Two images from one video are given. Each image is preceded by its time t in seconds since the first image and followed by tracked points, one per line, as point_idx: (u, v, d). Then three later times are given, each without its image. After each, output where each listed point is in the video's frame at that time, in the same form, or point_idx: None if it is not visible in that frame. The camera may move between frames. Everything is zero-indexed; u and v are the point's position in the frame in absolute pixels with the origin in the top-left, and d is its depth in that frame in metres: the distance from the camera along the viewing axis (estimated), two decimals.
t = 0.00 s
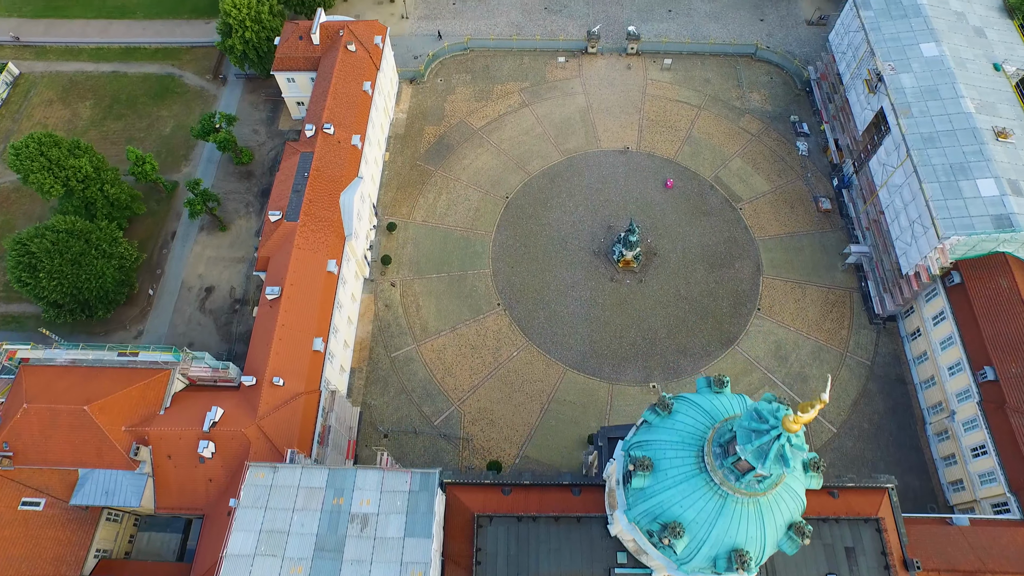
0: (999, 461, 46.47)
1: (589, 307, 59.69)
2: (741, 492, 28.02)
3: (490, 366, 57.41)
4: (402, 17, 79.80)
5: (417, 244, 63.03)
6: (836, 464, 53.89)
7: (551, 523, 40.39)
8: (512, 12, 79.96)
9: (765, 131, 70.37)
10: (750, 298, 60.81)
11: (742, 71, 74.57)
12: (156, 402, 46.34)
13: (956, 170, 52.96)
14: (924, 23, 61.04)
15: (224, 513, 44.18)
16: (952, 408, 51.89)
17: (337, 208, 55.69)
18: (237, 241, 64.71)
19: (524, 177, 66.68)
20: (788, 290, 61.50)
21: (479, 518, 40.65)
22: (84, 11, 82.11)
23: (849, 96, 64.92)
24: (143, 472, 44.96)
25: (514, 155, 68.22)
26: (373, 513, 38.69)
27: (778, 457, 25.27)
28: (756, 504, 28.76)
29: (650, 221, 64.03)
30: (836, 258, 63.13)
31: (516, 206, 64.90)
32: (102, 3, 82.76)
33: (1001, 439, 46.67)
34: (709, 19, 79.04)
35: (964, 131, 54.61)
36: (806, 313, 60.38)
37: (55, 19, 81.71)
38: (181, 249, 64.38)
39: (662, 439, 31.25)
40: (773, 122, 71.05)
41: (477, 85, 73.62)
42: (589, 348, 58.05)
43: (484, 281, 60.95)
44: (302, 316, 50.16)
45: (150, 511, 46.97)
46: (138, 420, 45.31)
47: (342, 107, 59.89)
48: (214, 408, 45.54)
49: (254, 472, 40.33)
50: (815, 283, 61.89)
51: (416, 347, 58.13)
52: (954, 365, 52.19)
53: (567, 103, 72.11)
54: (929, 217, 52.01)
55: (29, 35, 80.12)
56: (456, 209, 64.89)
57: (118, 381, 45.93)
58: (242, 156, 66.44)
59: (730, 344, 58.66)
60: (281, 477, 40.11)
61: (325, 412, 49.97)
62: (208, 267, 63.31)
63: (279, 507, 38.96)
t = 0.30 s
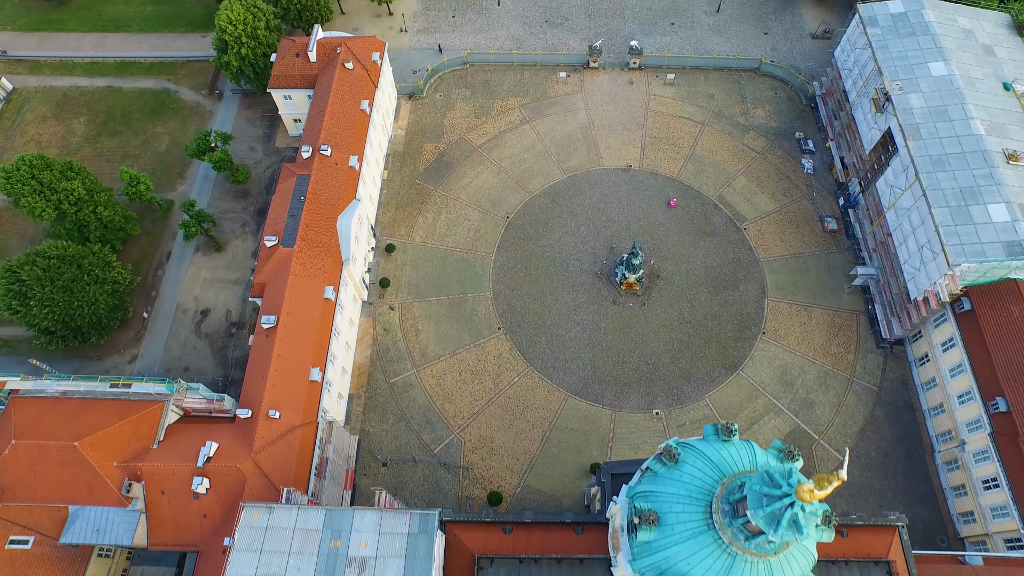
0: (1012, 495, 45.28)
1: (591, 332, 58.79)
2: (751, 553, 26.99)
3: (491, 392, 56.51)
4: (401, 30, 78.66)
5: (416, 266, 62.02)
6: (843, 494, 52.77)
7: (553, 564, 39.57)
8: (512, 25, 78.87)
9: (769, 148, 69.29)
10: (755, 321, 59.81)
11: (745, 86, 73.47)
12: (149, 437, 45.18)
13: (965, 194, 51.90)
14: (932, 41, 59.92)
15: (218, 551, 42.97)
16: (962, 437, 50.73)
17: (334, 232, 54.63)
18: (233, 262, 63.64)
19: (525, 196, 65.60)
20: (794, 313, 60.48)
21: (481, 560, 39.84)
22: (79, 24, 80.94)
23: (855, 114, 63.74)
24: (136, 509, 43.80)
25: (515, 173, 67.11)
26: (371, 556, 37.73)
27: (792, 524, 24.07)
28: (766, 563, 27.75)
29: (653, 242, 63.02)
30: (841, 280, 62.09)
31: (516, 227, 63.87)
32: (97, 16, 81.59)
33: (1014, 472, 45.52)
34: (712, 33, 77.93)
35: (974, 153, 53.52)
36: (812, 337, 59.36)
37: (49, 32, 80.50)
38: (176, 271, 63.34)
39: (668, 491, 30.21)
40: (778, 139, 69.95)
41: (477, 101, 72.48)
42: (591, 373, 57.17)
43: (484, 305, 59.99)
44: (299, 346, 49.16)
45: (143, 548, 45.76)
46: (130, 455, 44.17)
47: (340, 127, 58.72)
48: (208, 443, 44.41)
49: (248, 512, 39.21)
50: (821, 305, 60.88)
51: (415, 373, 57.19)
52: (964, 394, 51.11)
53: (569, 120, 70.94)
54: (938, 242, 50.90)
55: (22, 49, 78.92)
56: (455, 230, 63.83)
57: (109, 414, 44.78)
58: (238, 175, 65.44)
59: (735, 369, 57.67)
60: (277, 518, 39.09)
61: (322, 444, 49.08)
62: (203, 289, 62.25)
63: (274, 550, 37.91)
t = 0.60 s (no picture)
0: None
1: (593, 357, 57.81)
2: None
3: (492, 419, 55.54)
4: (400, 44, 77.53)
5: (415, 288, 61.00)
6: (850, 524, 51.69)
7: None
8: (513, 38, 77.73)
9: (774, 166, 68.18)
10: (760, 345, 58.83)
11: (750, 102, 72.39)
12: (141, 472, 44.07)
13: (976, 220, 50.88)
14: (941, 59, 58.81)
15: None
16: (973, 468, 49.55)
17: (332, 257, 53.58)
18: (229, 283, 62.60)
19: (526, 216, 64.50)
20: (799, 336, 59.45)
21: None
22: (74, 38, 79.85)
23: (861, 133, 62.61)
24: (128, 547, 42.68)
25: (515, 192, 65.98)
26: None
27: None
28: None
29: (656, 263, 62.00)
30: (848, 302, 61.01)
31: (517, 248, 62.77)
32: (92, 29, 80.48)
33: None
34: (716, 46, 76.80)
35: (984, 177, 52.47)
36: (818, 361, 58.34)
37: (43, 45, 79.40)
38: (171, 293, 62.31)
39: (675, 546, 29.44)
40: (782, 156, 68.84)
41: (477, 117, 71.35)
42: (593, 400, 56.22)
43: (484, 329, 58.99)
44: (295, 376, 48.20)
45: None
46: (122, 492, 43.14)
47: (337, 148, 57.57)
48: (202, 478, 43.28)
49: (243, 554, 38.27)
50: (827, 329, 59.85)
51: (414, 400, 56.23)
52: (974, 424, 49.96)
53: (570, 136, 69.78)
54: (948, 269, 49.84)
55: (16, 63, 77.82)
56: (455, 251, 62.77)
57: (100, 449, 43.63)
58: (235, 194, 64.35)
59: (740, 395, 56.66)
60: (271, 560, 38.12)
61: (319, 477, 48.32)
62: (199, 312, 61.23)
63: None
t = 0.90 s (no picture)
0: None
1: (595, 382, 56.88)
2: None
3: (492, 447, 54.61)
4: (398, 58, 76.41)
5: (414, 311, 60.04)
6: (858, 556, 50.62)
7: None
8: (513, 52, 76.63)
9: (778, 185, 67.13)
10: (765, 370, 57.86)
11: (754, 118, 71.32)
12: (133, 510, 43.06)
13: (986, 246, 49.85)
14: (949, 79, 57.71)
15: None
16: (984, 500, 48.40)
17: (328, 283, 52.54)
18: (225, 306, 61.56)
19: (526, 237, 63.48)
20: (804, 360, 58.43)
21: None
22: (68, 51, 78.75)
23: (868, 152, 61.49)
24: None
25: (516, 211, 64.95)
26: None
27: None
28: None
29: (659, 285, 61.02)
30: (854, 325, 59.98)
31: (518, 269, 61.77)
32: (87, 42, 79.37)
33: None
34: (719, 60, 75.69)
35: (994, 201, 51.43)
36: (823, 386, 57.33)
37: (37, 59, 78.30)
38: (166, 315, 61.26)
39: None
40: (787, 174, 67.77)
41: (477, 134, 70.23)
42: (595, 426, 55.27)
43: (484, 353, 58.07)
44: (291, 408, 47.20)
45: None
46: (113, 530, 41.96)
47: (334, 170, 56.47)
48: (196, 516, 42.11)
49: None
50: (833, 352, 58.85)
51: (413, 427, 55.29)
52: (984, 455, 48.73)
53: (571, 154, 68.67)
54: (958, 296, 48.78)
55: (9, 77, 76.67)
56: (455, 272, 61.80)
57: (92, 486, 42.42)
58: (230, 213, 63.29)
59: (744, 422, 55.66)
60: None
61: (316, 510, 47.47)
62: (194, 335, 60.18)
63: None
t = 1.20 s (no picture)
0: None
1: (597, 409, 55.96)
2: None
3: (493, 475, 53.64)
4: (397, 73, 75.27)
5: (413, 335, 59.09)
6: None
7: None
8: (513, 66, 75.53)
9: (783, 204, 66.09)
10: (770, 396, 56.89)
11: (758, 135, 70.25)
12: (124, 548, 41.62)
13: (997, 273, 48.86)
14: (958, 99, 56.66)
15: None
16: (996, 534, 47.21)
17: (325, 310, 51.55)
18: (221, 329, 60.57)
19: (527, 258, 62.52)
20: (810, 385, 57.42)
21: None
22: (62, 66, 77.69)
23: (875, 172, 60.43)
24: None
25: (517, 232, 63.94)
26: None
27: None
28: None
29: (662, 308, 60.03)
30: (860, 349, 58.95)
31: (518, 292, 60.81)
32: (81, 57, 78.31)
33: None
34: (722, 75, 74.58)
35: (1005, 227, 50.41)
36: (830, 413, 56.30)
37: (31, 74, 77.24)
38: (161, 339, 60.27)
39: None
40: (792, 193, 66.74)
41: (477, 151, 69.19)
42: (597, 454, 54.29)
43: (485, 379, 57.10)
44: (288, 441, 46.22)
45: None
46: (104, 570, 40.49)
47: (331, 193, 55.41)
48: (190, 554, 41.16)
49: None
50: (839, 377, 57.83)
51: (412, 455, 54.33)
52: (996, 486, 47.53)
53: (573, 172, 67.62)
54: (968, 325, 47.75)
55: (2, 92, 75.56)
56: (455, 295, 60.83)
57: (82, 525, 40.84)
58: (226, 234, 62.28)
59: (749, 449, 54.68)
60: None
61: (313, 545, 46.48)
62: (189, 359, 59.17)
63: None
